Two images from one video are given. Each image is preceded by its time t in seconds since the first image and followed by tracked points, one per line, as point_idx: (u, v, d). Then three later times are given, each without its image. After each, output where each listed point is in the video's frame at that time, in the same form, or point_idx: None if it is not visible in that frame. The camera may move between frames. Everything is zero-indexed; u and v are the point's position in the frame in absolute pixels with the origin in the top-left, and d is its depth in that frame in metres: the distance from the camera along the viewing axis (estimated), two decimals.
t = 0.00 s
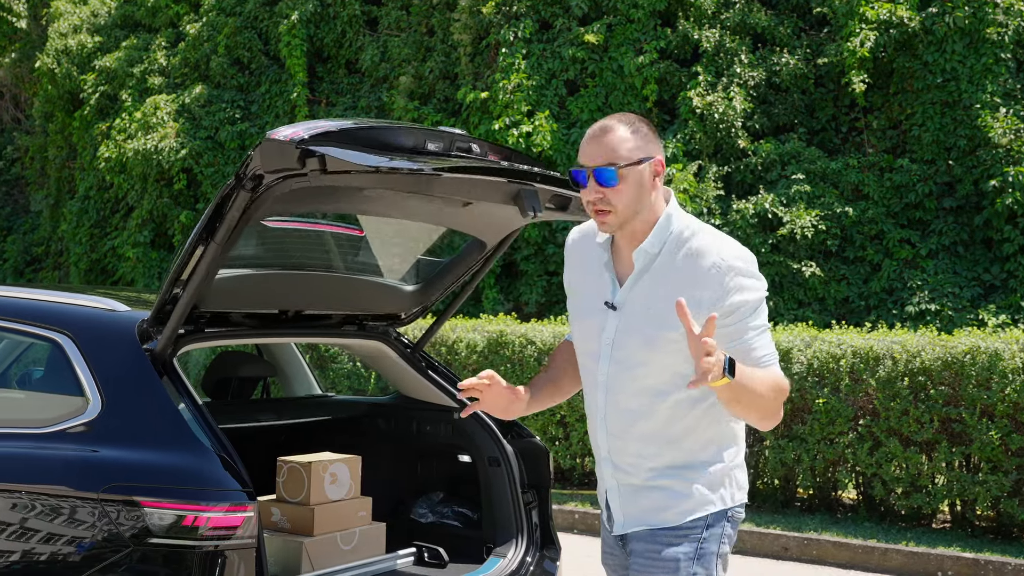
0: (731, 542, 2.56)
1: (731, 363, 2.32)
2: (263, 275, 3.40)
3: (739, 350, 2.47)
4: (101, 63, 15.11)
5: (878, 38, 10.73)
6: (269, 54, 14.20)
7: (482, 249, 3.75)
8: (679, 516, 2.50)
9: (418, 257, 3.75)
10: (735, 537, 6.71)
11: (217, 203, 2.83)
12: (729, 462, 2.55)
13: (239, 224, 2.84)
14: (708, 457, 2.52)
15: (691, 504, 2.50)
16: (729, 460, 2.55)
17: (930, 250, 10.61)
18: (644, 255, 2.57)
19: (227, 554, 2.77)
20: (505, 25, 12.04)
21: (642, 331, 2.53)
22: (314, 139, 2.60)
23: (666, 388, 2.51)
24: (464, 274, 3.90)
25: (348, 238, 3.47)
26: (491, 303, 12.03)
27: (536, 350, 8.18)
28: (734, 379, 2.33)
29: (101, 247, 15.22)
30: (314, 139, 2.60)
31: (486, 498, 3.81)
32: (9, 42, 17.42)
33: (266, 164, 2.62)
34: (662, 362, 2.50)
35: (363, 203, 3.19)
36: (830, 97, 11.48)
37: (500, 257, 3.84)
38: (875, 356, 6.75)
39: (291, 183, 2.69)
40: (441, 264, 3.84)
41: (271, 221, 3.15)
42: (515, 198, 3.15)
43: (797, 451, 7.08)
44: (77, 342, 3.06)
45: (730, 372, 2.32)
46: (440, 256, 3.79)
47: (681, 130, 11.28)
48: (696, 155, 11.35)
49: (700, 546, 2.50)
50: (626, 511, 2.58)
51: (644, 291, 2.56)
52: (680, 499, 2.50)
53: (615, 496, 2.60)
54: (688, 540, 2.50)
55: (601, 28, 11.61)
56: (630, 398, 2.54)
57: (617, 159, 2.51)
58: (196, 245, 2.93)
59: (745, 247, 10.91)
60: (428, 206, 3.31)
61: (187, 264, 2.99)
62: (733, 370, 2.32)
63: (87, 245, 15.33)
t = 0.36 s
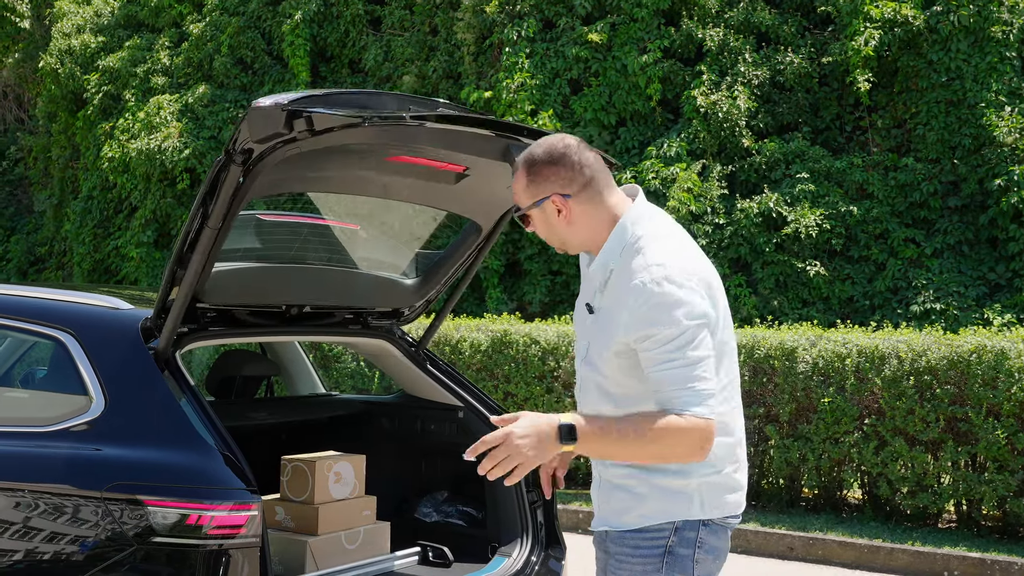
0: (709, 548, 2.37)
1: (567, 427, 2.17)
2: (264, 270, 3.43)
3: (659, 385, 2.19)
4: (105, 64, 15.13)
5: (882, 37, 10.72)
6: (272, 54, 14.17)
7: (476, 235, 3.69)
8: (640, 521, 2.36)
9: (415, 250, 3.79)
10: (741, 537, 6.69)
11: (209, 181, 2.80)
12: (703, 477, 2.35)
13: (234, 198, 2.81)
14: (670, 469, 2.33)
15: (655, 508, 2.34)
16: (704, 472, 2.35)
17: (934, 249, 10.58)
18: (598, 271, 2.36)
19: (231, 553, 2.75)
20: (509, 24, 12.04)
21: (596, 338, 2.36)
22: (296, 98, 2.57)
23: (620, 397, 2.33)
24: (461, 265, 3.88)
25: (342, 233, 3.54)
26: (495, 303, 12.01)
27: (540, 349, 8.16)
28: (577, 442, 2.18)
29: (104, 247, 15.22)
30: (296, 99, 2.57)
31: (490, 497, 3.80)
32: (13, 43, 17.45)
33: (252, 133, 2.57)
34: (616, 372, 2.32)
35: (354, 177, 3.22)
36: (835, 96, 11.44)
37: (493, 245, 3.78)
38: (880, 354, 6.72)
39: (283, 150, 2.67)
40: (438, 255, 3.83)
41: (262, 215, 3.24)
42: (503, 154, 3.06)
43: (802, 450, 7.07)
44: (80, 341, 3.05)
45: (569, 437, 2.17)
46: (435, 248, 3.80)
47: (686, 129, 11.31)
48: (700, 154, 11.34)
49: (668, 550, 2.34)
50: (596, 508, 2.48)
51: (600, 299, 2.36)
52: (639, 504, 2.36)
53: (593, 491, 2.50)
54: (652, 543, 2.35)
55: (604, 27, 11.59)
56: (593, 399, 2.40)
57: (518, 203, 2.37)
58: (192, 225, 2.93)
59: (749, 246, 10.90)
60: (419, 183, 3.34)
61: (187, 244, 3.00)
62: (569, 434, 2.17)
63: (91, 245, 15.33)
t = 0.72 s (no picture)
0: (690, 557, 2.42)
1: (475, 423, 2.27)
2: (269, 265, 3.41)
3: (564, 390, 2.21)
4: (110, 63, 15.16)
5: (889, 36, 10.69)
6: (278, 54, 14.15)
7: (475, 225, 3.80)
8: (613, 527, 2.43)
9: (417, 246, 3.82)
10: (747, 538, 6.67)
11: (207, 166, 2.83)
12: (666, 484, 2.38)
13: (233, 184, 2.84)
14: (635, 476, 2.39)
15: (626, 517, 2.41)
16: (669, 480, 2.38)
17: (941, 249, 10.54)
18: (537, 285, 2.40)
19: (236, 553, 2.72)
20: (514, 23, 12.02)
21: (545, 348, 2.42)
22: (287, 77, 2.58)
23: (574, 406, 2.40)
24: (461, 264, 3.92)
25: (343, 232, 3.55)
26: (500, 303, 12.00)
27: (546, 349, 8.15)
28: (484, 438, 2.26)
29: (109, 247, 15.23)
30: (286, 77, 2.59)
31: (496, 496, 3.79)
32: (18, 43, 17.50)
33: (247, 116, 2.61)
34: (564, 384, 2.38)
35: (353, 161, 3.27)
36: (841, 96, 11.40)
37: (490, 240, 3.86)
38: (887, 354, 6.69)
39: (278, 131, 2.70)
40: (439, 251, 3.86)
41: (263, 213, 3.28)
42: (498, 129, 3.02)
43: (808, 451, 7.05)
44: (85, 339, 3.04)
45: (475, 434, 2.26)
46: (438, 243, 3.85)
47: (691, 129, 11.31)
48: (706, 154, 11.33)
49: (646, 555, 2.40)
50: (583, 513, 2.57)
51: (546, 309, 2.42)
52: (611, 510, 2.44)
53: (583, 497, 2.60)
54: (631, 547, 2.41)
55: (610, 27, 11.57)
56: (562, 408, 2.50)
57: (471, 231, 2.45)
58: (193, 217, 2.96)
59: (755, 246, 10.87)
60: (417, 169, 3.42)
61: (187, 235, 3.02)
62: (475, 431, 2.27)
63: (96, 245, 15.35)
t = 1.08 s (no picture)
0: (667, 545, 2.62)
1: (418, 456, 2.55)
2: (277, 264, 3.41)
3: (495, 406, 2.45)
4: (120, 63, 15.20)
5: (899, 35, 10.66)
6: (286, 54, 14.16)
7: (485, 218, 3.82)
8: (591, 522, 2.63)
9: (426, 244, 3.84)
10: (758, 539, 6.64)
11: (213, 160, 2.84)
12: (626, 462, 2.58)
13: (240, 177, 2.85)
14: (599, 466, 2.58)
15: (602, 506, 2.60)
16: (630, 455, 2.58)
17: (952, 249, 10.50)
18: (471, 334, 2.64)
19: (247, 555, 2.68)
20: (523, 23, 12.00)
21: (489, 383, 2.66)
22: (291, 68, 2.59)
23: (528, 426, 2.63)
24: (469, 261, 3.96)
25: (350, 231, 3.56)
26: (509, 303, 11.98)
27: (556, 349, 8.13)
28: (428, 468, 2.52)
29: (118, 247, 15.26)
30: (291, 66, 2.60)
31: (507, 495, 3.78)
32: (27, 42, 17.54)
33: (251, 108, 2.63)
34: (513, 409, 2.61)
35: (359, 156, 3.28)
36: (851, 95, 11.36)
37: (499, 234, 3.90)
38: (899, 355, 6.65)
39: (283, 122, 2.71)
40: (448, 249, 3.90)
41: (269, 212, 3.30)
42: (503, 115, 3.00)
43: (819, 451, 7.02)
44: (95, 340, 3.03)
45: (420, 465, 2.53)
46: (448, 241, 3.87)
47: (701, 129, 11.28)
48: (715, 154, 11.31)
49: (625, 546, 2.60)
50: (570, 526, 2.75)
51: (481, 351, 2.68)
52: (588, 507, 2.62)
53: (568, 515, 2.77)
54: (610, 540, 2.61)
55: (619, 27, 11.55)
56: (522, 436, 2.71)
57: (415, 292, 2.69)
58: (199, 217, 2.97)
59: (765, 246, 10.83)
60: (423, 165, 3.44)
61: (194, 234, 3.01)
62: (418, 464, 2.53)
63: (105, 245, 15.39)
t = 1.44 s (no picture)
0: (652, 505, 2.73)
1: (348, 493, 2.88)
2: (292, 264, 3.42)
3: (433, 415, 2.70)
4: (135, 64, 15.27)
5: (914, 35, 10.62)
6: (301, 54, 14.20)
7: (499, 219, 3.80)
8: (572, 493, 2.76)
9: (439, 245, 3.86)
10: (774, 540, 6.62)
11: (228, 159, 2.84)
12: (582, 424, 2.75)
13: (256, 175, 2.84)
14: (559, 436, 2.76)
15: (573, 475, 2.74)
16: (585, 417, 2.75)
17: (967, 249, 10.45)
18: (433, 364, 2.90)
19: (264, 555, 2.70)
20: (537, 23, 11.99)
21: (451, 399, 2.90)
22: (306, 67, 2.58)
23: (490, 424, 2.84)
24: (483, 262, 3.95)
25: (367, 231, 3.60)
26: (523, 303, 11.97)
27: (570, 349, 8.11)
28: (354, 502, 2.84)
29: (133, 247, 15.32)
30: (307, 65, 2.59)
31: (523, 495, 3.78)
32: (42, 44, 17.63)
33: (266, 107, 2.63)
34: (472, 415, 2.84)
35: (374, 154, 3.27)
36: (866, 94, 11.30)
37: (514, 233, 3.89)
38: (915, 356, 6.61)
39: (297, 120, 2.70)
40: (461, 249, 3.90)
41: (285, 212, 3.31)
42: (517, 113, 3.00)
43: (835, 452, 6.99)
44: (111, 339, 3.03)
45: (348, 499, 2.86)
46: (459, 243, 3.88)
47: (715, 129, 11.25)
48: (729, 154, 11.29)
49: (615, 510, 2.71)
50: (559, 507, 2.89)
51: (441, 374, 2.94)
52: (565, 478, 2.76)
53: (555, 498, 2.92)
54: (598, 507, 2.73)
55: (633, 26, 11.53)
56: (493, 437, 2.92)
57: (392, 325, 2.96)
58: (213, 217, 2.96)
59: (780, 246, 10.79)
60: (437, 164, 3.43)
61: (209, 234, 3.00)
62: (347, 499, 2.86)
63: (120, 245, 15.45)
